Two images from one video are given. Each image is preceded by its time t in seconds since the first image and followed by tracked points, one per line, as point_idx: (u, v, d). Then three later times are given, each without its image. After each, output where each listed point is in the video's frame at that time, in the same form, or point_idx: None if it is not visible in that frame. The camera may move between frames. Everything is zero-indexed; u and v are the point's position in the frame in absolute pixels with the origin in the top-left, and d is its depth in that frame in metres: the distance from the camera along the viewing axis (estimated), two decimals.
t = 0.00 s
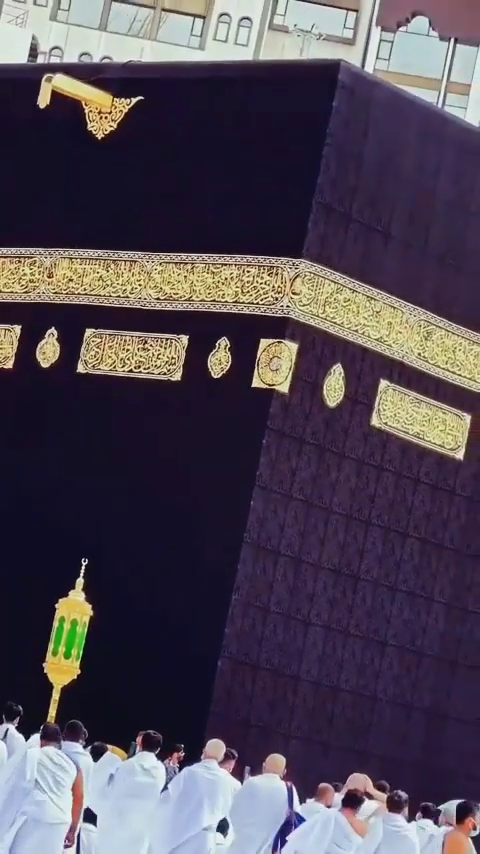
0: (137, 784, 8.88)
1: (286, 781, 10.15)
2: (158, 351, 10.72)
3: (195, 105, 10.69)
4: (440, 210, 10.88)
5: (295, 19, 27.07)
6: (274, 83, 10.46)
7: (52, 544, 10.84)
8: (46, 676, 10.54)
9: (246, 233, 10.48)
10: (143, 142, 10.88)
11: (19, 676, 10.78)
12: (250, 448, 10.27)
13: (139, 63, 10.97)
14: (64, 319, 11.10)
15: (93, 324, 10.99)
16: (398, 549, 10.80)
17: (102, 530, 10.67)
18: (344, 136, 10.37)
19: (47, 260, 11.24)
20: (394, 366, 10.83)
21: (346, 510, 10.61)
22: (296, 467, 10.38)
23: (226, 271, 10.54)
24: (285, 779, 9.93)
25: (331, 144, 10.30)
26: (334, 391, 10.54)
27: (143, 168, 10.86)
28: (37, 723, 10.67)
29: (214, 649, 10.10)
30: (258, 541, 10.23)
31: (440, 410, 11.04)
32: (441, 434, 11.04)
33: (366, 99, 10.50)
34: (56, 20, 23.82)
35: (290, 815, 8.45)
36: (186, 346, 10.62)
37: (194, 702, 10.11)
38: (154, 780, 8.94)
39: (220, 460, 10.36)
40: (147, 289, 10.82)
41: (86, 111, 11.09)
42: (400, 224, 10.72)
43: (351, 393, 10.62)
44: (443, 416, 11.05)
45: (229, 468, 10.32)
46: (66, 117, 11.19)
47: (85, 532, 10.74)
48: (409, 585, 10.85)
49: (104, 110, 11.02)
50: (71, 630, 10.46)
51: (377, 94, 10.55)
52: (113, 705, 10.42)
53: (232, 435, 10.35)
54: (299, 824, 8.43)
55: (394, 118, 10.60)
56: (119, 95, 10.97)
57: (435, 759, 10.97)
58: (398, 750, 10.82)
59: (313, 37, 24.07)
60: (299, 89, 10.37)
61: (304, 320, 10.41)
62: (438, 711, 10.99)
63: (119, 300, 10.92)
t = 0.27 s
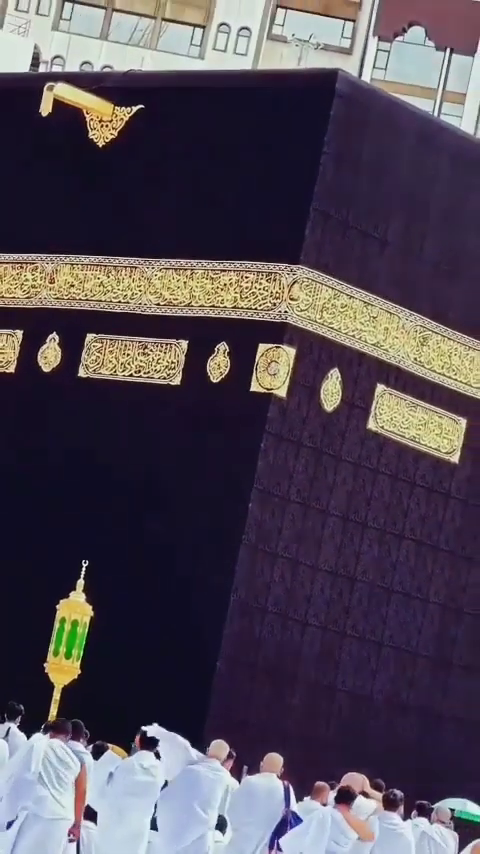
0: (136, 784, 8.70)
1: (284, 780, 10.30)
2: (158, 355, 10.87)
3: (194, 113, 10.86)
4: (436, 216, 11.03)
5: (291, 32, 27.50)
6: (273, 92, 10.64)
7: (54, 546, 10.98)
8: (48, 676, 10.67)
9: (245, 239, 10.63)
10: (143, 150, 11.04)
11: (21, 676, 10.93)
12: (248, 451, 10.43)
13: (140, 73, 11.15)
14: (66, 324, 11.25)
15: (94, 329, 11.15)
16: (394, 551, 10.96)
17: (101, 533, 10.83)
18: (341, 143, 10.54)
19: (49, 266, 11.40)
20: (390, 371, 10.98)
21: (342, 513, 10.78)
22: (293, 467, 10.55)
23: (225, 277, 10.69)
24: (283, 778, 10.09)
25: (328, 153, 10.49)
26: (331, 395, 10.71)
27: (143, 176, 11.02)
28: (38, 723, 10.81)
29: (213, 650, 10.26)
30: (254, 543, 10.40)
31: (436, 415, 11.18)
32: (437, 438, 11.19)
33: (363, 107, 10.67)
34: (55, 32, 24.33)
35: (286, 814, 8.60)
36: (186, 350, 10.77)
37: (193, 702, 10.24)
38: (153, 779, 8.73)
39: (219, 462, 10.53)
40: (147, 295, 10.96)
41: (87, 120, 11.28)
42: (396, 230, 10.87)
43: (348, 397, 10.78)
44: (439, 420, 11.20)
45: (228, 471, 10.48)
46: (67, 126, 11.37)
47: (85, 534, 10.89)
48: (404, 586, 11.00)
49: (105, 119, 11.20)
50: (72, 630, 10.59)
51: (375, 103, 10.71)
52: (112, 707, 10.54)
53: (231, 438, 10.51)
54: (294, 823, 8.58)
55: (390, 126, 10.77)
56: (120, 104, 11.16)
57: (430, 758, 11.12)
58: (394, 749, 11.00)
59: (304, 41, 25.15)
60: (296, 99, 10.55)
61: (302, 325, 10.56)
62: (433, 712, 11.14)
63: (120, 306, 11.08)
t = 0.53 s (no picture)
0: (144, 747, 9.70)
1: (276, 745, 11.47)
2: (165, 365, 12.12)
3: (197, 148, 12.13)
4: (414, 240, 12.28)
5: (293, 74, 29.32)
6: (266, 129, 11.89)
7: (70, 537, 12.19)
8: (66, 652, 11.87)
9: (243, 261, 11.87)
10: (152, 181, 12.30)
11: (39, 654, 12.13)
12: (245, 451, 11.64)
13: (148, 112, 12.43)
14: (81, 337, 12.55)
15: (108, 341, 12.42)
16: (378, 542, 12.16)
17: (111, 525, 12.04)
18: (329, 176, 11.76)
19: (67, 285, 12.66)
20: (373, 378, 12.25)
21: (331, 507, 11.94)
22: (287, 468, 11.72)
23: (225, 296, 11.93)
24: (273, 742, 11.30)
25: (317, 185, 11.70)
26: (321, 400, 11.93)
27: (152, 204, 12.29)
28: (57, 695, 12.02)
29: (215, 629, 11.40)
30: (253, 533, 11.56)
31: (414, 419, 12.47)
32: (415, 439, 12.46)
33: (350, 143, 11.89)
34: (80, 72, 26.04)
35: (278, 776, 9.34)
36: (190, 360, 12.02)
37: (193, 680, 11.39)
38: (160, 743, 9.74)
39: (218, 462, 11.74)
40: (155, 311, 12.22)
41: (102, 154, 12.55)
42: (380, 253, 12.10)
43: (335, 402, 12.00)
44: (417, 423, 12.48)
45: (226, 469, 11.69)
46: (84, 159, 12.64)
47: (99, 527, 12.09)
48: (387, 573, 12.20)
49: (119, 152, 12.48)
50: (88, 612, 11.78)
51: (359, 139, 11.94)
52: (120, 686, 11.71)
53: (228, 440, 11.73)
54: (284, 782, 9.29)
55: (372, 160, 12.01)
56: (132, 139, 12.44)
57: (410, 729, 12.32)
58: (378, 721, 12.15)
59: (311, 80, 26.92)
60: (288, 135, 11.79)
61: (294, 338, 11.78)
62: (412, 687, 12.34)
63: (131, 321, 12.33)
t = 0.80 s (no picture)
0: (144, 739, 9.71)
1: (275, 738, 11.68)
2: (166, 367, 12.33)
3: (198, 153, 12.36)
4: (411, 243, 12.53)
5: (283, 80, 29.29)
6: (266, 134, 12.12)
7: (71, 536, 12.40)
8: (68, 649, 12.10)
9: (242, 264, 12.09)
10: (153, 185, 12.53)
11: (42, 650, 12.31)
12: (244, 450, 11.84)
13: (150, 118, 12.66)
14: (83, 338, 12.78)
15: (110, 342, 12.67)
16: (375, 540, 12.38)
17: (112, 524, 12.25)
18: (327, 179, 12.01)
19: (70, 288, 12.88)
20: (370, 380, 12.48)
21: (329, 506, 12.15)
22: (285, 468, 11.93)
23: (225, 298, 12.15)
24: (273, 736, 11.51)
25: (316, 187, 11.93)
26: (319, 400, 12.14)
27: (153, 208, 12.52)
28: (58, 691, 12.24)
29: (215, 624, 11.60)
30: (253, 531, 11.76)
31: (410, 419, 12.69)
32: (411, 439, 12.70)
33: (346, 147, 12.14)
34: (76, 80, 26.29)
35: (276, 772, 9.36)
36: (190, 362, 12.23)
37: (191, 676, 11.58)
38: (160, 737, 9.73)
39: (218, 461, 11.95)
40: (157, 313, 12.44)
41: (104, 159, 12.78)
42: (377, 255, 12.34)
43: (333, 403, 12.22)
44: (414, 424, 12.72)
45: (226, 469, 11.90)
46: (87, 164, 12.88)
47: (101, 526, 12.30)
48: (383, 571, 12.43)
49: (121, 158, 12.72)
50: (90, 608, 12.03)
51: (355, 144, 12.20)
52: (120, 681, 11.91)
53: (228, 439, 11.93)
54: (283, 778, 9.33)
55: (369, 164, 12.26)
56: (134, 144, 12.67)
57: (405, 723, 12.54)
58: (374, 716, 12.35)
59: (301, 87, 27.24)
60: (290, 139, 12.03)
61: (291, 339, 12.00)
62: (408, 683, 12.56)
63: (133, 321, 12.57)
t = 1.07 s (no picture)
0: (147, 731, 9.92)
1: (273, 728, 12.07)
2: (168, 368, 12.72)
3: (199, 161, 12.74)
4: (407, 248, 12.91)
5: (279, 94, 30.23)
6: (266, 142, 12.51)
7: (76, 532, 12.76)
8: (73, 642, 12.45)
9: (243, 269, 12.46)
10: (156, 192, 12.91)
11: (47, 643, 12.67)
12: (245, 449, 12.21)
13: (153, 127, 13.05)
14: (88, 341, 13.16)
15: (115, 345, 13.02)
16: (371, 537, 12.76)
17: (116, 520, 12.63)
18: (325, 187, 12.39)
19: (76, 292, 13.27)
20: (367, 381, 12.86)
21: (327, 503, 12.53)
22: (284, 466, 12.31)
23: (226, 302, 12.52)
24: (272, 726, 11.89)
25: (314, 192, 12.30)
26: (317, 401, 12.53)
27: (155, 213, 12.89)
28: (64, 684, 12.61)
29: (214, 618, 11.97)
30: (253, 527, 12.14)
31: (405, 419, 13.09)
32: (407, 438, 13.10)
33: (343, 155, 12.53)
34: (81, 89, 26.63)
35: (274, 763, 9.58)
36: (192, 363, 12.62)
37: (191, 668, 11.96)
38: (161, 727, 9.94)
39: (219, 460, 12.32)
40: (159, 316, 12.82)
41: (109, 166, 13.18)
42: (374, 260, 12.72)
43: (330, 403, 12.61)
44: (408, 423, 13.12)
45: (226, 467, 12.27)
46: (92, 171, 13.28)
47: (105, 522, 12.68)
48: (379, 566, 12.81)
49: (125, 165, 13.11)
50: (94, 602, 12.39)
51: (352, 151, 12.59)
52: (123, 673, 12.27)
53: (228, 439, 12.31)
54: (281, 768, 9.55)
55: (365, 171, 12.64)
56: (137, 152, 13.07)
57: (400, 713, 12.93)
58: (369, 706, 12.74)
59: (301, 96, 27.65)
60: (289, 148, 12.41)
61: (290, 342, 12.38)
62: (402, 675, 12.96)
63: (136, 324, 12.94)
